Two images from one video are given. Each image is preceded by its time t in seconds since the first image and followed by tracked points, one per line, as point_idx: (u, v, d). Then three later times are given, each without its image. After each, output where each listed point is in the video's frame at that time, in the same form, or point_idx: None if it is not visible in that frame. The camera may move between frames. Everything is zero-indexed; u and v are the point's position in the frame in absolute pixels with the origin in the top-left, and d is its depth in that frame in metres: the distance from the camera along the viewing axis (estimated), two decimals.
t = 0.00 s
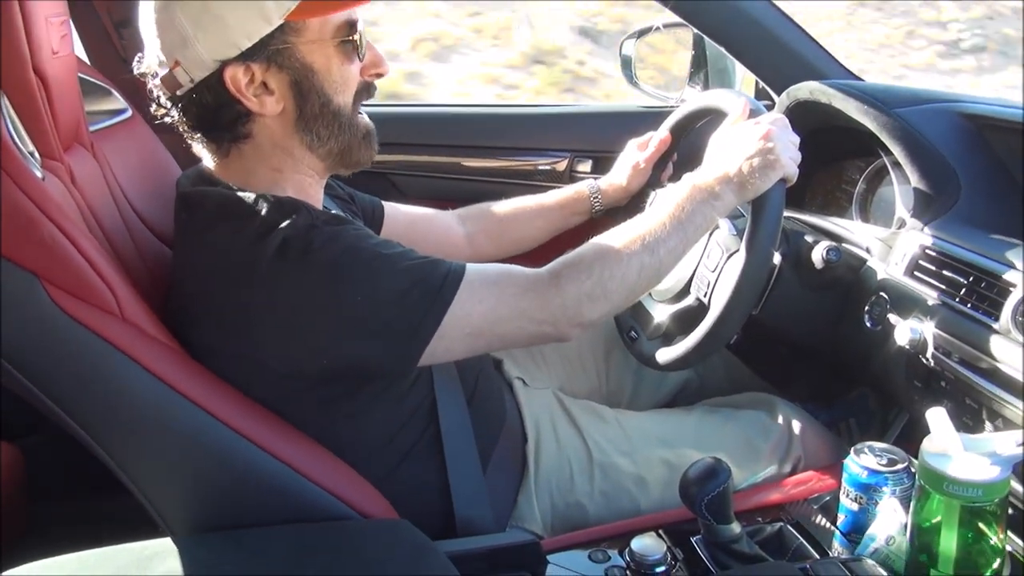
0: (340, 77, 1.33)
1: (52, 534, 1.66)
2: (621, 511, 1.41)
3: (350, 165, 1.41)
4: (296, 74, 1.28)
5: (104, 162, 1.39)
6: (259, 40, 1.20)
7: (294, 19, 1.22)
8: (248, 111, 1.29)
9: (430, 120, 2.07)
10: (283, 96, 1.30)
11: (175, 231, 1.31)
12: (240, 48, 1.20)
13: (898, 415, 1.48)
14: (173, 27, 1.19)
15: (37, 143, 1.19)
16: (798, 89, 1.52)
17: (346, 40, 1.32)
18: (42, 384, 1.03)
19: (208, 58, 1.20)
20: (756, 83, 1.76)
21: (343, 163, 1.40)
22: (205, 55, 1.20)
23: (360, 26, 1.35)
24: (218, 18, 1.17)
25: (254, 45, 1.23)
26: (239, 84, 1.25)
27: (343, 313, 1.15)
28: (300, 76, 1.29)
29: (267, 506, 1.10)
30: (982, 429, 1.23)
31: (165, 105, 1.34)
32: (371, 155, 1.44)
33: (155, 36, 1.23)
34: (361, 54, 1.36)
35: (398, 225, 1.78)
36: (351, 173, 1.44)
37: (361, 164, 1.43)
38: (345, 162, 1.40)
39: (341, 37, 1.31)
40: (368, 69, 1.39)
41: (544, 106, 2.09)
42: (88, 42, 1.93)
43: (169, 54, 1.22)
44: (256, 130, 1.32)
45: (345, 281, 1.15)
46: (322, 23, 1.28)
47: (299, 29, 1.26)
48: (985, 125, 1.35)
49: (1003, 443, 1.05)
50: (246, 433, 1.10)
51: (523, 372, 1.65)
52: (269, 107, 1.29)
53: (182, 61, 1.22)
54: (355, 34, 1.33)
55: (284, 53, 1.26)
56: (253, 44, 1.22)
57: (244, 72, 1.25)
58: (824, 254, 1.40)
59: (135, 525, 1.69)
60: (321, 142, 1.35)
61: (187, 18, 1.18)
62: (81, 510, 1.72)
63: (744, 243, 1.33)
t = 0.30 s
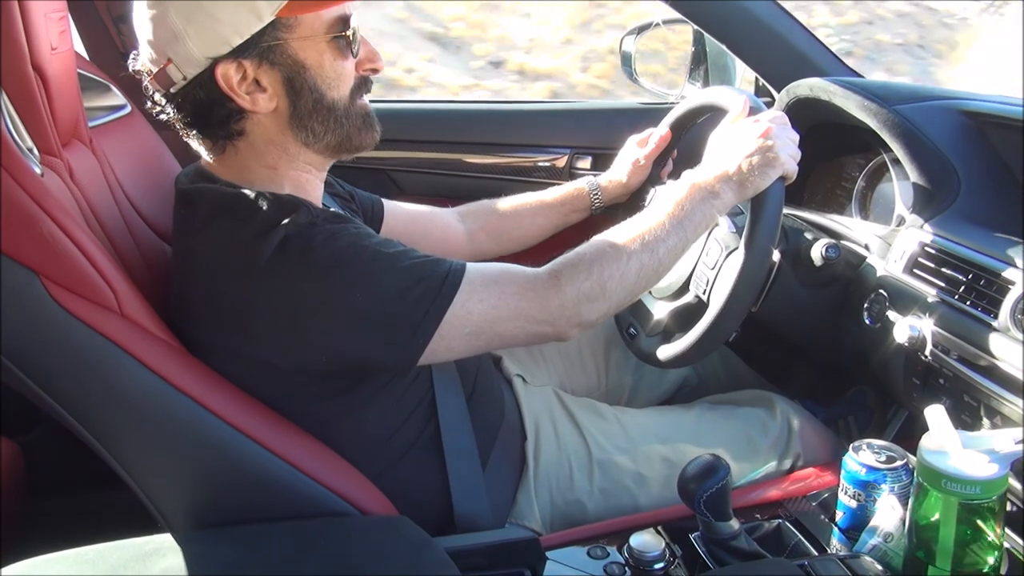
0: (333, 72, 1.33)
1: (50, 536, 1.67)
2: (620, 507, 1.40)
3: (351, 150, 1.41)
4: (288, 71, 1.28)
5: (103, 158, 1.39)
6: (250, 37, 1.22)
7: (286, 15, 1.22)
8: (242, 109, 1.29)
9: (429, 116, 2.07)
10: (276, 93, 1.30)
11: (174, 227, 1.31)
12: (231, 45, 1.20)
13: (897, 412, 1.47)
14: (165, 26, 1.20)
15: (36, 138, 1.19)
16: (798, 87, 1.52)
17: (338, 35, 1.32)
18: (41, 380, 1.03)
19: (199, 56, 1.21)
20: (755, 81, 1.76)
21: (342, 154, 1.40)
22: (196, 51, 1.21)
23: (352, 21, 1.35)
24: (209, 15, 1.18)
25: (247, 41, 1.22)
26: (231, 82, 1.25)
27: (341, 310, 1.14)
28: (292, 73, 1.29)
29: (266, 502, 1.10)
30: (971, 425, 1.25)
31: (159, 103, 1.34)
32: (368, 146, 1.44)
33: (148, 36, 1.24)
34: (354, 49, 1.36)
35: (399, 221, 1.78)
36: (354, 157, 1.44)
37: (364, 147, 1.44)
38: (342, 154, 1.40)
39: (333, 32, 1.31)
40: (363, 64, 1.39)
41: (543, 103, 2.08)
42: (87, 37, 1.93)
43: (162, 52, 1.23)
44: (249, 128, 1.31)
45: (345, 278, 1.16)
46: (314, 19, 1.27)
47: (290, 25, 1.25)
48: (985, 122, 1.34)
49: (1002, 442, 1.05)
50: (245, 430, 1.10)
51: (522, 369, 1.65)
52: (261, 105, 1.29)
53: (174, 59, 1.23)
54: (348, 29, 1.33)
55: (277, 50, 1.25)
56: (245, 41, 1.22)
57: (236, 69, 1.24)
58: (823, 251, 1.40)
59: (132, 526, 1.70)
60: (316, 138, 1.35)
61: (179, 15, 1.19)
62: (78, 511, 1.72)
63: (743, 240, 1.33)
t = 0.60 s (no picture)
0: (312, 76, 1.30)
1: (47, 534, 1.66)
2: (621, 509, 1.40)
3: (332, 159, 1.39)
4: (265, 76, 1.27)
5: (105, 160, 1.39)
6: (222, 43, 1.22)
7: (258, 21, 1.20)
8: (221, 113, 1.30)
9: (430, 119, 2.07)
10: (253, 98, 1.30)
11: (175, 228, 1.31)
12: (203, 53, 1.21)
13: (898, 414, 1.47)
14: (144, 32, 1.23)
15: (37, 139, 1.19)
16: (800, 89, 1.52)
17: (318, 37, 1.28)
18: (42, 381, 1.03)
19: (174, 63, 1.24)
20: (756, 80, 1.77)
21: (328, 160, 1.39)
22: (170, 58, 1.23)
23: (338, 19, 1.31)
24: (181, 22, 1.19)
25: (218, 48, 1.22)
26: (207, 88, 1.26)
27: (341, 311, 1.15)
28: (269, 78, 1.27)
29: (267, 503, 1.10)
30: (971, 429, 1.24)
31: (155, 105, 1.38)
32: (361, 149, 1.43)
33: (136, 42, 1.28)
34: (340, 50, 1.32)
35: (399, 218, 1.79)
36: (346, 162, 1.43)
37: (357, 152, 1.43)
38: (329, 160, 1.39)
39: (312, 35, 1.27)
40: (351, 64, 1.38)
41: (543, 105, 2.08)
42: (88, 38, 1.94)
43: (146, 58, 1.27)
44: (232, 131, 1.33)
45: (345, 279, 1.16)
46: (289, 22, 1.25)
47: (264, 29, 1.23)
48: (985, 123, 1.34)
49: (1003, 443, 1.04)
50: (244, 430, 1.10)
51: (523, 371, 1.65)
52: (238, 110, 1.30)
53: (155, 65, 1.26)
54: (328, 29, 1.29)
55: (251, 56, 1.25)
56: (216, 49, 1.22)
57: (211, 76, 1.25)
58: (824, 253, 1.39)
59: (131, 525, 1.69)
60: (299, 143, 1.34)
61: (154, 22, 1.21)
62: (77, 510, 1.71)
63: (743, 247, 1.32)
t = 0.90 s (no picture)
0: (326, 81, 1.31)
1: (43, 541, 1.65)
2: (624, 514, 1.40)
3: (352, 160, 1.41)
4: (280, 83, 1.27)
5: (109, 165, 1.39)
6: (238, 53, 1.21)
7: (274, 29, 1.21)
8: (237, 123, 1.30)
9: (433, 125, 2.07)
10: (269, 106, 1.29)
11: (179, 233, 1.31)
12: (220, 63, 1.21)
13: (904, 420, 1.47)
14: (155, 45, 1.22)
15: (41, 146, 1.20)
16: (802, 94, 1.52)
17: (331, 43, 1.30)
18: (46, 386, 1.03)
19: (189, 74, 1.23)
20: (758, 84, 1.77)
21: (342, 164, 1.40)
22: (187, 71, 1.22)
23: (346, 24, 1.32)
24: (197, 34, 1.18)
25: (235, 58, 1.22)
26: (223, 98, 1.26)
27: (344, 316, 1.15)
28: (285, 85, 1.28)
29: (269, 508, 1.10)
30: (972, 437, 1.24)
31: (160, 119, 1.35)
32: (369, 153, 1.44)
33: (140, 55, 1.26)
34: (349, 55, 1.34)
35: (405, 223, 1.78)
36: (355, 167, 1.44)
37: (364, 156, 1.43)
38: (343, 163, 1.40)
39: (325, 41, 1.29)
40: (361, 68, 1.39)
41: (546, 111, 2.08)
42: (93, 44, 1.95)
43: (155, 71, 1.25)
44: (248, 140, 1.32)
45: (348, 285, 1.16)
46: (304, 29, 1.26)
47: (280, 37, 1.24)
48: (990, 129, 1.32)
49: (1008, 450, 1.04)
50: (247, 435, 1.10)
51: (526, 377, 1.65)
52: (254, 118, 1.29)
53: (166, 77, 1.25)
54: (339, 35, 1.30)
55: (266, 63, 1.25)
56: (233, 58, 1.22)
57: (228, 85, 1.25)
58: (827, 259, 1.40)
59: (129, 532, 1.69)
60: (314, 148, 1.35)
61: (167, 34, 1.20)
62: (77, 516, 1.71)
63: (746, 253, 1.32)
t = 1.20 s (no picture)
0: (339, 108, 1.32)
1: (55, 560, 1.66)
2: (632, 525, 1.39)
3: (356, 187, 1.41)
4: (294, 111, 1.27)
5: (114, 182, 1.39)
6: (253, 82, 1.20)
7: (292, 58, 1.21)
8: (249, 148, 1.30)
9: (436, 138, 2.06)
10: (282, 132, 1.30)
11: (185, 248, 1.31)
12: (236, 91, 1.20)
13: (912, 429, 1.48)
14: (168, 69, 1.21)
15: (49, 162, 1.21)
16: (807, 103, 1.52)
17: (345, 71, 1.31)
18: (52, 402, 1.02)
19: (203, 101, 1.22)
20: (762, 96, 1.79)
21: (350, 189, 1.41)
22: (202, 99, 1.21)
23: (360, 52, 1.34)
24: (212, 61, 1.16)
25: (250, 87, 1.21)
26: (236, 124, 1.26)
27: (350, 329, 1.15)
28: (299, 113, 1.28)
29: (276, 522, 1.09)
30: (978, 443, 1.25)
31: (170, 137, 1.35)
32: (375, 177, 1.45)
33: (155, 79, 1.25)
34: (361, 81, 1.35)
35: (411, 233, 1.78)
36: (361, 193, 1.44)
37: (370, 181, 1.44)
38: (351, 189, 1.41)
39: (339, 70, 1.30)
40: (372, 92, 1.40)
41: (550, 122, 2.09)
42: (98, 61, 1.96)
43: (167, 94, 1.24)
44: (258, 163, 1.33)
45: (355, 298, 1.16)
46: (319, 60, 1.26)
47: (295, 67, 1.24)
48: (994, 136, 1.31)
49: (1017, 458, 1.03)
50: (253, 449, 1.10)
51: (532, 388, 1.64)
52: (267, 144, 1.30)
53: (180, 102, 1.24)
54: (353, 62, 1.31)
55: (282, 91, 1.25)
56: (249, 87, 1.21)
57: (241, 112, 1.25)
58: (833, 267, 1.39)
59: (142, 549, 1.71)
60: (324, 172, 1.35)
61: (182, 62, 1.18)
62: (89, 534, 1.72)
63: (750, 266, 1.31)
